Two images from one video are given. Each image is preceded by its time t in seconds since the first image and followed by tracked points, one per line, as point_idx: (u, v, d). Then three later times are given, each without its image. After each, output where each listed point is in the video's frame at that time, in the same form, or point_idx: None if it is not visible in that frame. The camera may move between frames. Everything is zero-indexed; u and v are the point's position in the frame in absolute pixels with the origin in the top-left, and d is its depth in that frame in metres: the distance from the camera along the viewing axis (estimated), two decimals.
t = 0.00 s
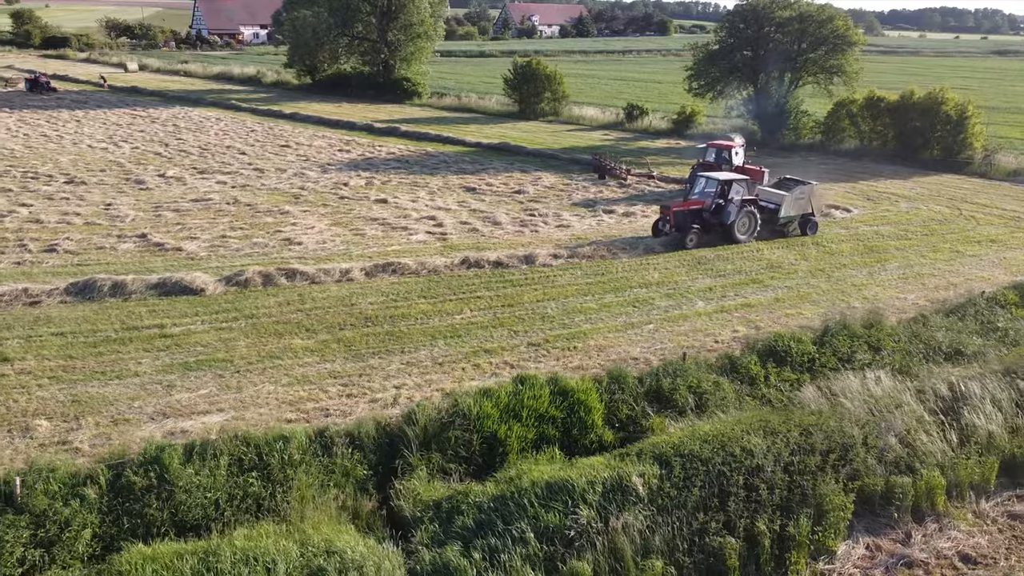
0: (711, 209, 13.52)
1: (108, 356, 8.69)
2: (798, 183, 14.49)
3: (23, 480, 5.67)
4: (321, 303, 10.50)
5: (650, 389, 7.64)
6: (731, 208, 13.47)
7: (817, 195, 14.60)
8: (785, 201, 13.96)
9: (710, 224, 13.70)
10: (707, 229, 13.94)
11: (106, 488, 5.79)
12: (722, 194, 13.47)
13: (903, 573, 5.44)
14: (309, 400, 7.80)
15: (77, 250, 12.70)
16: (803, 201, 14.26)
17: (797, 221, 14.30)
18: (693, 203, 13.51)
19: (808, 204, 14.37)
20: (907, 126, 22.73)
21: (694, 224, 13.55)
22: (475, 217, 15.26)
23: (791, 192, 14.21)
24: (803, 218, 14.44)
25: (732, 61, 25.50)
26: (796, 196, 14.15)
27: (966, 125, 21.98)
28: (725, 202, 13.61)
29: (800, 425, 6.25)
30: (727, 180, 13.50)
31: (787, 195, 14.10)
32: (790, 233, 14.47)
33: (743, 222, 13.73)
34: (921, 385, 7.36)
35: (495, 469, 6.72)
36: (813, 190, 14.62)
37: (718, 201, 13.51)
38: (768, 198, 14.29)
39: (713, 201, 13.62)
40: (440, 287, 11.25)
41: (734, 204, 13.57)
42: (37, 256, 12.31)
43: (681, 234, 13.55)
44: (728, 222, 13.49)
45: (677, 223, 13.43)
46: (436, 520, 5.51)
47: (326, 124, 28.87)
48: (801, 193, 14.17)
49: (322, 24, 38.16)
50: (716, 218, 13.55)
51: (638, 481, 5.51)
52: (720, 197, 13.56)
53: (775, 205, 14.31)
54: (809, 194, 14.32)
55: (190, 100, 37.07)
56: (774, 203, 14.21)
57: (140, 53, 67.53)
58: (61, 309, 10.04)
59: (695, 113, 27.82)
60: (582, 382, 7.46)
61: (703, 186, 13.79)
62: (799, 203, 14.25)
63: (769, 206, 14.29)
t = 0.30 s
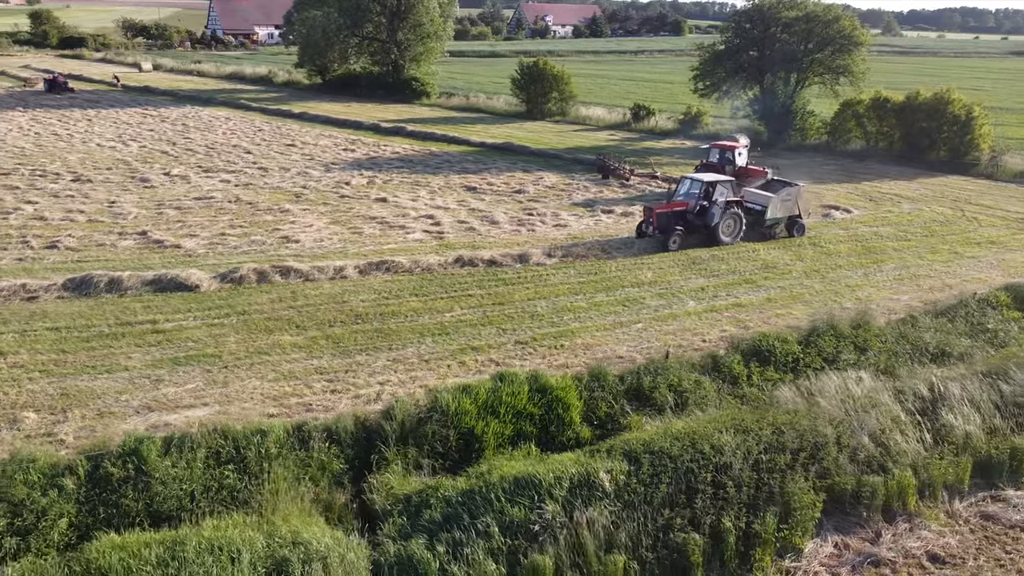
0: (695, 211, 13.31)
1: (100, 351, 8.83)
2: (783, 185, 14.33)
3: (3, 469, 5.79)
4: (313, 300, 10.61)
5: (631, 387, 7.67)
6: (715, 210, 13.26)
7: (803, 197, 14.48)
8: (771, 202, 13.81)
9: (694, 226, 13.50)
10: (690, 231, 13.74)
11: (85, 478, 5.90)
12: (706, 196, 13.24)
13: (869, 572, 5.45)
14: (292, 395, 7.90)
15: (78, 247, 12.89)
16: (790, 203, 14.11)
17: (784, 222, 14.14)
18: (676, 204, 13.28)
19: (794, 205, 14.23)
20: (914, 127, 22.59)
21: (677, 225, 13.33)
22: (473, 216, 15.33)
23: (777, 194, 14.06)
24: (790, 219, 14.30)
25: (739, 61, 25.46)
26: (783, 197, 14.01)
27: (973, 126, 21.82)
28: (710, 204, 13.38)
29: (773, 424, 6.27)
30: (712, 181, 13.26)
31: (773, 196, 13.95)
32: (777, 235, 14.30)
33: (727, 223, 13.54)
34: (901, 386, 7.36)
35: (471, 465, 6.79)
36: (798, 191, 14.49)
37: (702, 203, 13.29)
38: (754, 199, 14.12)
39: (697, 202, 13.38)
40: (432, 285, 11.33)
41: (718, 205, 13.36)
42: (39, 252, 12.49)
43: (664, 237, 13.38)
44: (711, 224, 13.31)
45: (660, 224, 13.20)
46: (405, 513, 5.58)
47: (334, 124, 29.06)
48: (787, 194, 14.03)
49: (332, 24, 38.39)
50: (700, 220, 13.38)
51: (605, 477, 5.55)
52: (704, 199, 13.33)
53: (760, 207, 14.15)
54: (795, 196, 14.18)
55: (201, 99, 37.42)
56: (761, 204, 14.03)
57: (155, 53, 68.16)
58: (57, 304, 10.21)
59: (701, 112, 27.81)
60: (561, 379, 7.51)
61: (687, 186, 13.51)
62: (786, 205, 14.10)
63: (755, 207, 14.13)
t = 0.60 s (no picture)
0: (679, 213, 13.24)
1: (92, 346, 8.97)
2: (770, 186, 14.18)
3: None
4: (306, 297, 10.71)
5: (611, 385, 7.71)
6: (699, 212, 13.20)
7: (789, 198, 14.33)
8: (757, 203, 13.68)
9: (678, 228, 13.43)
10: (674, 232, 13.65)
11: (65, 470, 6.01)
12: (690, 198, 13.13)
13: (836, 571, 5.47)
14: (277, 391, 7.99)
15: (79, 244, 13.07)
16: (776, 204, 13.97)
17: (770, 224, 13.99)
18: (660, 206, 13.18)
19: (781, 207, 14.08)
20: (920, 128, 22.41)
21: (660, 227, 13.25)
22: (471, 216, 15.41)
23: (763, 196, 13.91)
24: (776, 221, 14.16)
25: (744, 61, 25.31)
26: (769, 198, 13.88)
27: (980, 127, 21.62)
28: (694, 206, 13.27)
29: (746, 423, 6.29)
30: (697, 183, 13.11)
31: (760, 198, 13.79)
32: (763, 237, 14.14)
33: (711, 225, 13.46)
34: (881, 386, 7.35)
35: (448, 461, 6.85)
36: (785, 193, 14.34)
37: (686, 205, 13.18)
38: (740, 201, 14.00)
39: (681, 204, 13.26)
40: (425, 284, 11.41)
41: (702, 207, 13.27)
42: (40, 249, 12.69)
43: (647, 238, 13.30)
44: (695, 225, 13.24)
45: (643, 226, 13.12)
46: (375, 507, 5.65)
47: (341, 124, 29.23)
48: (774, 196, 13.88)
49: (342, 25, 38.60)
50: (684, 222, 13.31)
51: (573, 473, 5.60)
52: (688, 201, 13.19)
53: (746, 209, 14.01)
54: (781, 197, 14.03)
55: (212, 99, 37.74)
56: (746, 206, 13.91)
57: (170, 53, 68.74)
58: (54, 300, 10.37)
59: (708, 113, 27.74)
60: (542, 377, 7.54)
61: (671, 188, 13.36)
62: (772, 207, 13.94)
63: (740, 209, 14.00)
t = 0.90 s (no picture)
0: (662, 215, 13.07)
1: (85, 341, 9.12)
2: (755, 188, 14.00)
3: None
4: (299, 294, 10.83)
5: (592, 383, 7.75)
6: (682, 214, 13.01)
7: (775, 200, 14.13)
8: (742, 205, 13.51)
9: (660, 229, 13.26)
10: (658, 233, 13.50)
11: (46, 461, 6.13)
12: (672, 199, 12.98)
13: (803, 569, 5.48)
14: (263, 386, 8.09)
15: (81, 241, 13.26)
16: (762, 206, 13.76)
17: (755, 226, 13.80)
18: (643, 207, 13.05)
19: (767, 209, 13.88)
20: (926, 129, 22.25)
21: (642, 228, 13.13)
22: (469, 215, 15.48)
23: (749, 197, 13.74)
24: (762, 223, 13.96)
25: (751, 61, 25.18)
26: (755, 200, 13.68)
27: (987, 129, 21.44)
28: (678, 207, 13.12)
29: (720, 421, 6.31)
30: (680, 184, 12.98)
31: (745, 199, 13.61)
32: (748, 239, 13.94)
33: (695, 227, 13.26)
34: (861, 387, 7.35)
35: (426, 457, 6.92)
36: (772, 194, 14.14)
37: (669, 206, 13.02)
38: (726, 203, 13.84)
39: (664, 205, 13.14)
40: (418, 282, 11.49)
41: (685, 208, 13.09)
42: (42, 245, 12.88)
43: (628, 240, 13.18)
44: (677, 227, 13.06)
45: (624, 227, 13.03)
46: (347, 501, 5.73)
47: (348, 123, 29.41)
48: (759, 197, 13.70)
49: (351, 25, 38.81)
50: (666, 223, 13.13)
51: (542, 469, 5.65)
52: (671, 202, 13.07)
53: (732, 210, 13.84)
54: (767, 199, 13.84)
55: (223, 98, 38.08)
56: (732, 208, 13.75)
57: (184, 53, 69.37)
58: (51, 296, 10.54)
59: (715, 113, 27.66)
60: (522, 375, 7.60)
61: (655, 189, 13.27)
62: (758, 208, 13.75)
63: (726, 211, 13.84)
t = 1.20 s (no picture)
0: (644, 216, 12.95)
1: (79, 336, 9.26)
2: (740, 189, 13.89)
3: None
4: (292, 292, 10.93)
5: (573, 382, 7.80)
6: (664, 215, 12.88)
7: (760, 202, 14.04)
8: (727, 206, 13.39)
9: (643, 231, 13.13)
10: (640, 235, 13.38)
11: (29, 453, 6.25)
12: (655, 200, 12.87)
13: (770, 567, 5.50)
14: (249, 382, 8.19)
15: (83, 238, 13.44)
16: (746, 208, 13.64)
17: (740, 228, 13.71)
18: (624, 209, 12.93)
19: (752, 210, 13.77)
20: (932, 130, 22.09)
21: (624, 230, 13.02)
22: (468, 215, 15.55)
23: (733, 199, 13.64)
24: (747, 225, 13.84)
25: (756, 62, 25.00)
26: (739, 202, 13.57)
27: (994, 130, 21.27)
28: (660, 209, 13.01)
29: (693, 420, 6.34)
30: (663, 185, 12.88)
31: (729, 201, 13.52)
32: (732, 241, 13.80)
33: (678, 229, 13.14)
34: (841, 387, 7.35)
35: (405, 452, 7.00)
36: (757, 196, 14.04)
37: (651, 207, 12.91)
38: (710, 204, 13.72)
39: (646, 207, 13.03)
40: (411, 281, 11.57)
41: (668, 210, 12.98)
42: (44, 242, 13.08)
43: (610, 241, 13.06)
44: (660, 229, 12.93)
45: (606, 229, 12.91)
46: (319, 495, 5.81)
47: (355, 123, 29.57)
48: (744, 199, 13.60)
49: (361, 25, 39.02)
50: (649, 225, 13.01)
51: (512, 465, 5.70)
52: (653, 204, 12.95)
53: (716, 212, 13.72)
54: (752, 201, 13.74)
55: (234, 98, 38.39)
56: (716, 209, 13.63)
57: (198, 53, 69.95)
58: (49, 292, 10.71)
59: (721, 114, 27.60)
60: (503, 372, 7.65)
61: (637, 190, 13.16)
62: (743, 210, 13.65)
63: (710, 212, 13.72)
